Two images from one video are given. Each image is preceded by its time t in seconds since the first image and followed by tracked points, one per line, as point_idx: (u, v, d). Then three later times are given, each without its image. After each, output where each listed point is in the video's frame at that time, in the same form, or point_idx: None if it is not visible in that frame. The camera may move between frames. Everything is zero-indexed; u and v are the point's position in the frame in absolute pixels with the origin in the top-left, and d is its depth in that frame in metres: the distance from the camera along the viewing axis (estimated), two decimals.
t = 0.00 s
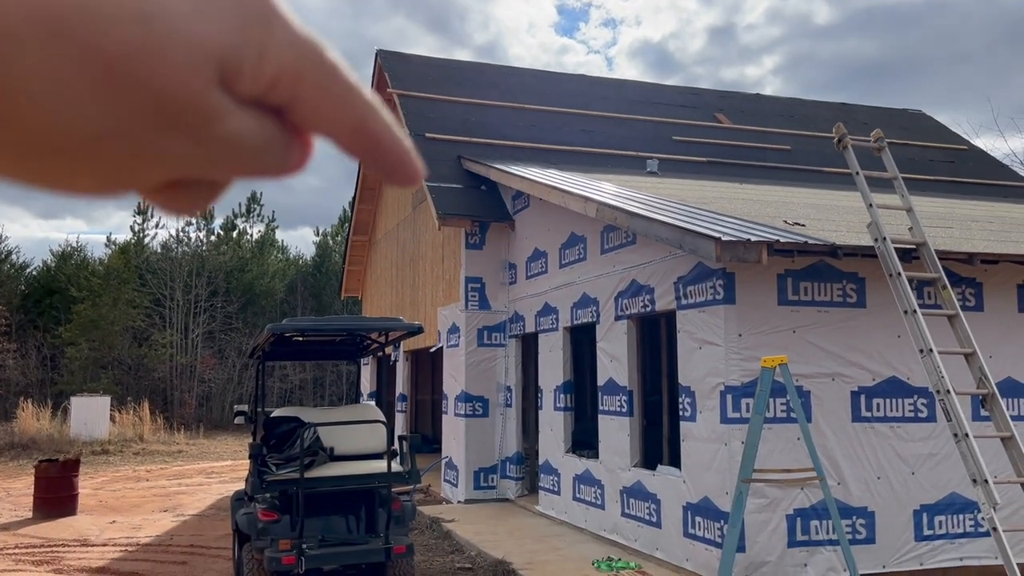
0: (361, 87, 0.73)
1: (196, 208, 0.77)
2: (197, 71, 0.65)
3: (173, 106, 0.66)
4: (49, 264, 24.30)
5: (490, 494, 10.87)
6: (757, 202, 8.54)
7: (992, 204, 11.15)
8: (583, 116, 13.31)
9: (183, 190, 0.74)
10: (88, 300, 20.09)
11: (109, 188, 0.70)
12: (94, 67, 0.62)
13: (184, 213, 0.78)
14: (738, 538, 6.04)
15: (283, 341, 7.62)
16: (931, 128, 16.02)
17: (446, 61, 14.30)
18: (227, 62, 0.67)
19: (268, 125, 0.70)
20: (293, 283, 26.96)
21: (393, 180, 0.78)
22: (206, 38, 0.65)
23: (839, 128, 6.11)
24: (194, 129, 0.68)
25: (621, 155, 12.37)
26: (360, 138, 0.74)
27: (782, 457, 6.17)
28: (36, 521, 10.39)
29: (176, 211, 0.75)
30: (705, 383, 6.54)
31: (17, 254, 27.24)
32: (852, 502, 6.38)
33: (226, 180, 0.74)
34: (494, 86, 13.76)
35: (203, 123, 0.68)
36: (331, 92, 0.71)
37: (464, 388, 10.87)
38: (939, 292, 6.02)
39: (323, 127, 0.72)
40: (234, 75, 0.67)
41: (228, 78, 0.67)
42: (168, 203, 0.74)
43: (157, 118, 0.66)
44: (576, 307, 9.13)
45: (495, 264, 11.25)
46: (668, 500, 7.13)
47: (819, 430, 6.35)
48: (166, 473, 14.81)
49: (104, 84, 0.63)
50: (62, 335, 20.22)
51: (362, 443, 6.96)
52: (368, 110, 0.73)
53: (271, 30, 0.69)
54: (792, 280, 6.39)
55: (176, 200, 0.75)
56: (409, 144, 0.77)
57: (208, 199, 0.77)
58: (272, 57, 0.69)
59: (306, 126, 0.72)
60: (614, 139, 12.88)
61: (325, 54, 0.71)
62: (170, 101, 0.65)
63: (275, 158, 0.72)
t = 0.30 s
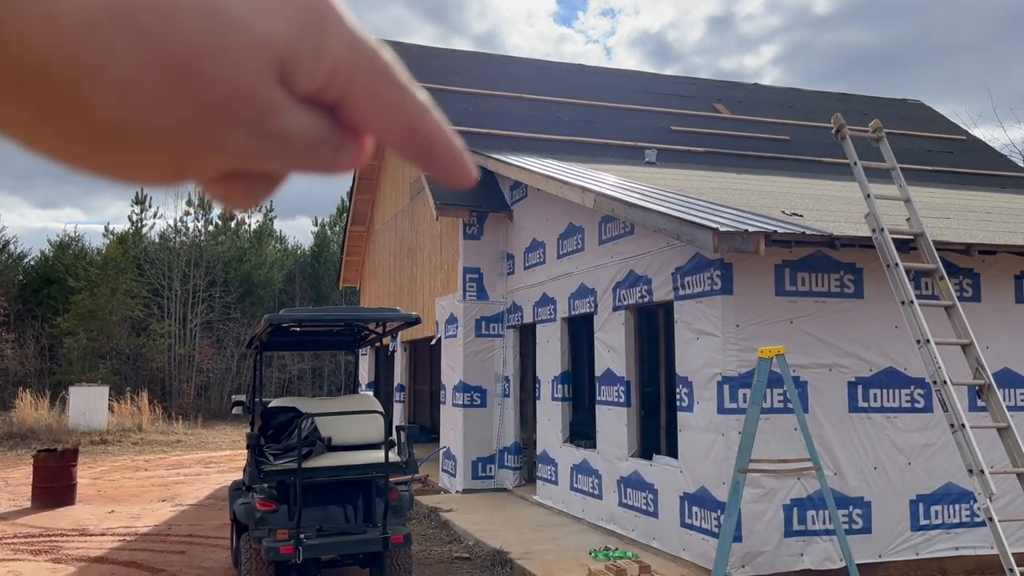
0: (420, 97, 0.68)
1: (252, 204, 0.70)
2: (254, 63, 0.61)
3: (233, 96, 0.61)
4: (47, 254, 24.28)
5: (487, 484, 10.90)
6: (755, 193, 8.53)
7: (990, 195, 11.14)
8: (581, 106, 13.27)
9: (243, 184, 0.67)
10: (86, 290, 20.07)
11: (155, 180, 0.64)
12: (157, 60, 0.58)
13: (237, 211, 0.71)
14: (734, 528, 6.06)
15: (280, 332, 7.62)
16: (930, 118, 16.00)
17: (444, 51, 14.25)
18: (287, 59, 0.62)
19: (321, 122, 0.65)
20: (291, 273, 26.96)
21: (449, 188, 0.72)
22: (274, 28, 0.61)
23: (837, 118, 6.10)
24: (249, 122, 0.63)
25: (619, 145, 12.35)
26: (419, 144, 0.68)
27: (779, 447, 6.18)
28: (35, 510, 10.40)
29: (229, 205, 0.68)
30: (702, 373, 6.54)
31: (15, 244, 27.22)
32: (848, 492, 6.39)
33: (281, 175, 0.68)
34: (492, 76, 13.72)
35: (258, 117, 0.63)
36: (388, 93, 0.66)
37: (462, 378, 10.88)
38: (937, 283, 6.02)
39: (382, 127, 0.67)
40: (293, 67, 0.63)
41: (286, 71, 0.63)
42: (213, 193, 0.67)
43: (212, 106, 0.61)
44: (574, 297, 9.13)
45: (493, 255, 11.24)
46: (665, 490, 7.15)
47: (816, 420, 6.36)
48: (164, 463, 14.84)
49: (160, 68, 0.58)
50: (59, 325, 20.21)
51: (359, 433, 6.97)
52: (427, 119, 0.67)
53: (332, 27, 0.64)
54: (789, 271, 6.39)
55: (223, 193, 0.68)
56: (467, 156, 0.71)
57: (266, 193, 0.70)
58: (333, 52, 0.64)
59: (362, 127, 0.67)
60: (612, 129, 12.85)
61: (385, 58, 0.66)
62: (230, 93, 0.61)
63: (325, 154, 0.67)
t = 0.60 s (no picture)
0: (351, 67, 0.79)
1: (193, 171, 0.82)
2: (201, 36, 0.71)
3: (181, 67, 0.71)
4: (47, 248, 24.22)
5: (487, 478, 10.90)
6: (755, 186, 8.51)
7: (990, 188, 11.12)
8: (581, 100, 13.24)
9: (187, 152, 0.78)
10: (86, 285, 20.02)
11: (111, 147, 0.75)
12: (114, 38, 0.67)
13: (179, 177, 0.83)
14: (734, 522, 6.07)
15: (279, 326, 7.62)
16: (930, 112, 15.96)
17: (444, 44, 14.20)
18: (229, 35, 0.72)
19: (259, 93, 0.76)
20: (291, 267, 26.93)
21: (377, 156, 0.84)
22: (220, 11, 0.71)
23: (838, 112, 6.08)
24: (192, 96, 0.74)
25: (618, 139, 12.33)
26: (349, 114, 0.79)
27: (778, 441, 6.19)
28: (35, 504, 10.40)
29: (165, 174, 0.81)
30: (702, 366, 6.54)
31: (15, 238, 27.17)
32: (848, 486, 6.40)
33: (217, 143, 0.79)
34: (492, 70, 13.68)
35: (199, 91, 0.73)
36: (322, 65, 0.77)
37: (462, 372, 10.88)
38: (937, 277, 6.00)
39: (316, 97, 0.78)
40: (236, 42, 0.73)
41: (230, 45, 0.73)
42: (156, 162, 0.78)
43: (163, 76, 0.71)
44: (574, 291, 9.12)
45: (493, 249, 11.23)
46: (665, 484, 7.15)
47: (815, 414, 6.36)
48: (164, 457, 14.83)
49: (117, 38, 0.67)
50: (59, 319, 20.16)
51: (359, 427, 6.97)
52: (358, 89, 0.79)
53: (271, 6, 0.74)
54: (789, 265, 6.38)
55: (168, 162, 0.80)
56: (397, 126, 0.83)
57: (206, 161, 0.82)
58: (273, 26, 0.74)
59: (299, 97, 0.78)
60: (612, 123, 12.82)
61: (319, 32, 0.76)
62: (177, 68, 0.71)
63: (264, 123, 0.78)
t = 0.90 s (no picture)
0: (355, 64, 0.77)
1: (203, 177, 0.85)
2: (194, 23, 0.69)
3: (179, 49, 0.70)
4: (48, 248, 24.25)
5: (489, 476, 10.91)
6: (757, 184, 8.50)
7: (992, 186, 11.10)
8: (582, 98, 13.23)
9: (188, 150, 0.81)
10: (87, 284, 20.03)
11: (109, 137, 0.75)
12: (103, 20, 0.65)
13: (192, 182, 0.86)
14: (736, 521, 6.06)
15: (281, 325, 7.62)
16: (932, 110, 15.93)
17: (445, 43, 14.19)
18: (226, 25, 0.71)
19: (262, 85, 0.75)
20: (292, 266, 26.94)
21: (385, 160, 0.83)
22: None
23: (840, 110, 6.06)
24: (193, 81, 0.72)
25: (620, 137, 12.31)
26: (358, 109, 0.79)
27: (780, 439, 6.18)
28: (37, 503, 10.41)
29: (172, 178, 0.82)
30: (704, 365, 6.53)
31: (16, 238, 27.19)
32: (850, 484, 6.39)
33: (220, 137, 0.80)
34: (493, 68, 13.66)
35: (200, 76, 0.72)
36: (323, 55, 0.76)
37: (463, 371, 10.87)
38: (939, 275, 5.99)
39: (321, 92, 0.77)
40: (235, 32, 0.72)
41: (230, 32, 0.72)
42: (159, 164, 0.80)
43: (164, 60, 0.70)
44: (575, 289, 9.10)
45: (494, 247, 11.22)
46: (667, 483, 7.14)
47: (817, 412, 6.35)
48: (166, 456, 14.85)
49: (108, 24, 0.65)
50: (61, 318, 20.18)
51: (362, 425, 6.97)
52: (368, 83, 0.77)
53: None
54: (791, 263, 6.37)
55: (173, 166, 0.82)
56: (403, 130, 0.82)
57: (214, 167, 0.85)
58: (270, 13, 0.73)
59: (303, 88, 0.77)
60: (614, 121, 12.81)
61: (318, 24, 0.74)
62: (177, 46, 0.69)
63: (269, 119, 0.78)
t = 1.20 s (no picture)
0: None
1: None
2: None
3: None
4: (50, 252, 24.26)
5: (491, 480, 10.88)
6: (759, 187, 8.48)
7: (995, 188, 11.07)
8: (583, 102, 13.22)
9: None
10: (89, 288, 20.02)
11: None
12: None
13: None
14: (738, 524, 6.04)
15: (282, 328, 7.62)
16: (933, 112, 15.90)
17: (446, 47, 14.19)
18: None
19: None
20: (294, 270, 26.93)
21: None
22: None
23: (842, 112, 6.05)
24: None
25: (621, 140, 12.30)
26: None
27: (782, 442, 6.16)
28: (38, 508, 10.40)
29: None
30: (706, 368, 6.52)
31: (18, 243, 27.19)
32: (853, 487, 6.37)
33: None
34: (494, 71, 13.67)
35: None
36: None
37: (465, 374, 10.84)
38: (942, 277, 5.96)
39: None
40: None
41: None
42: None
43: None
44: (577, 293, 9.09)
45: (496, 251, 11.21)
46: (669, 486, 7.12)
47: (820, 415, 6.33)
48: (168, 460, 14.83)
49: None
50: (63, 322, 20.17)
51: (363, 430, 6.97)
52: None
53: None
54: (793, 266, 6.35)
55: None
56: None
57: None
58: None
59: None
60: (615, 124, 12.80)
61: None
62: None
63: None
